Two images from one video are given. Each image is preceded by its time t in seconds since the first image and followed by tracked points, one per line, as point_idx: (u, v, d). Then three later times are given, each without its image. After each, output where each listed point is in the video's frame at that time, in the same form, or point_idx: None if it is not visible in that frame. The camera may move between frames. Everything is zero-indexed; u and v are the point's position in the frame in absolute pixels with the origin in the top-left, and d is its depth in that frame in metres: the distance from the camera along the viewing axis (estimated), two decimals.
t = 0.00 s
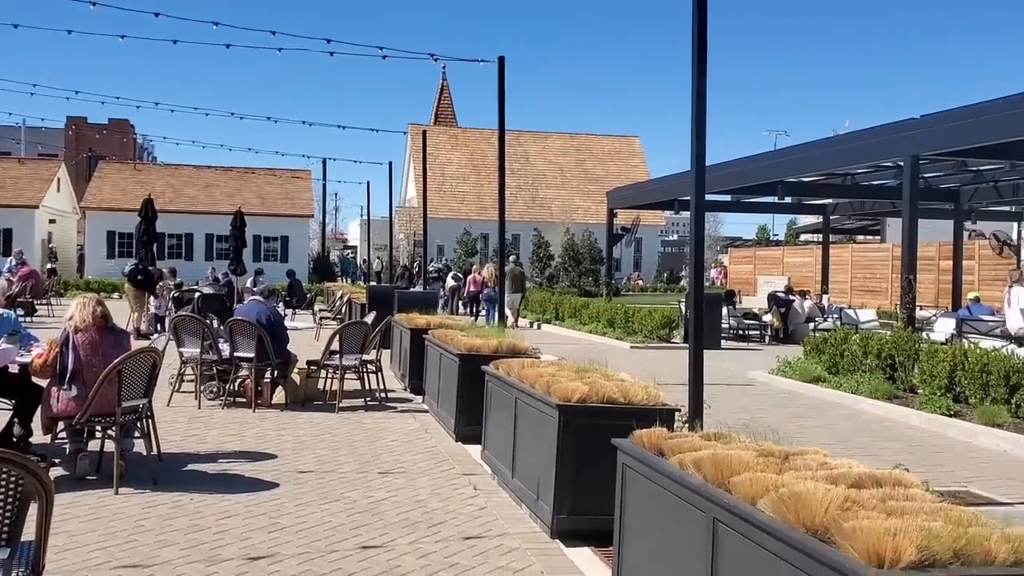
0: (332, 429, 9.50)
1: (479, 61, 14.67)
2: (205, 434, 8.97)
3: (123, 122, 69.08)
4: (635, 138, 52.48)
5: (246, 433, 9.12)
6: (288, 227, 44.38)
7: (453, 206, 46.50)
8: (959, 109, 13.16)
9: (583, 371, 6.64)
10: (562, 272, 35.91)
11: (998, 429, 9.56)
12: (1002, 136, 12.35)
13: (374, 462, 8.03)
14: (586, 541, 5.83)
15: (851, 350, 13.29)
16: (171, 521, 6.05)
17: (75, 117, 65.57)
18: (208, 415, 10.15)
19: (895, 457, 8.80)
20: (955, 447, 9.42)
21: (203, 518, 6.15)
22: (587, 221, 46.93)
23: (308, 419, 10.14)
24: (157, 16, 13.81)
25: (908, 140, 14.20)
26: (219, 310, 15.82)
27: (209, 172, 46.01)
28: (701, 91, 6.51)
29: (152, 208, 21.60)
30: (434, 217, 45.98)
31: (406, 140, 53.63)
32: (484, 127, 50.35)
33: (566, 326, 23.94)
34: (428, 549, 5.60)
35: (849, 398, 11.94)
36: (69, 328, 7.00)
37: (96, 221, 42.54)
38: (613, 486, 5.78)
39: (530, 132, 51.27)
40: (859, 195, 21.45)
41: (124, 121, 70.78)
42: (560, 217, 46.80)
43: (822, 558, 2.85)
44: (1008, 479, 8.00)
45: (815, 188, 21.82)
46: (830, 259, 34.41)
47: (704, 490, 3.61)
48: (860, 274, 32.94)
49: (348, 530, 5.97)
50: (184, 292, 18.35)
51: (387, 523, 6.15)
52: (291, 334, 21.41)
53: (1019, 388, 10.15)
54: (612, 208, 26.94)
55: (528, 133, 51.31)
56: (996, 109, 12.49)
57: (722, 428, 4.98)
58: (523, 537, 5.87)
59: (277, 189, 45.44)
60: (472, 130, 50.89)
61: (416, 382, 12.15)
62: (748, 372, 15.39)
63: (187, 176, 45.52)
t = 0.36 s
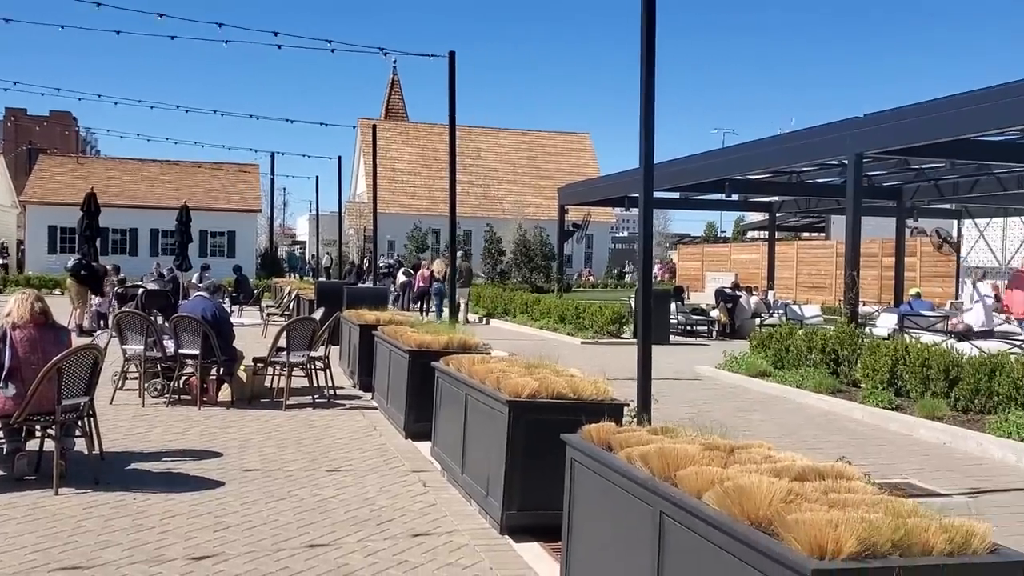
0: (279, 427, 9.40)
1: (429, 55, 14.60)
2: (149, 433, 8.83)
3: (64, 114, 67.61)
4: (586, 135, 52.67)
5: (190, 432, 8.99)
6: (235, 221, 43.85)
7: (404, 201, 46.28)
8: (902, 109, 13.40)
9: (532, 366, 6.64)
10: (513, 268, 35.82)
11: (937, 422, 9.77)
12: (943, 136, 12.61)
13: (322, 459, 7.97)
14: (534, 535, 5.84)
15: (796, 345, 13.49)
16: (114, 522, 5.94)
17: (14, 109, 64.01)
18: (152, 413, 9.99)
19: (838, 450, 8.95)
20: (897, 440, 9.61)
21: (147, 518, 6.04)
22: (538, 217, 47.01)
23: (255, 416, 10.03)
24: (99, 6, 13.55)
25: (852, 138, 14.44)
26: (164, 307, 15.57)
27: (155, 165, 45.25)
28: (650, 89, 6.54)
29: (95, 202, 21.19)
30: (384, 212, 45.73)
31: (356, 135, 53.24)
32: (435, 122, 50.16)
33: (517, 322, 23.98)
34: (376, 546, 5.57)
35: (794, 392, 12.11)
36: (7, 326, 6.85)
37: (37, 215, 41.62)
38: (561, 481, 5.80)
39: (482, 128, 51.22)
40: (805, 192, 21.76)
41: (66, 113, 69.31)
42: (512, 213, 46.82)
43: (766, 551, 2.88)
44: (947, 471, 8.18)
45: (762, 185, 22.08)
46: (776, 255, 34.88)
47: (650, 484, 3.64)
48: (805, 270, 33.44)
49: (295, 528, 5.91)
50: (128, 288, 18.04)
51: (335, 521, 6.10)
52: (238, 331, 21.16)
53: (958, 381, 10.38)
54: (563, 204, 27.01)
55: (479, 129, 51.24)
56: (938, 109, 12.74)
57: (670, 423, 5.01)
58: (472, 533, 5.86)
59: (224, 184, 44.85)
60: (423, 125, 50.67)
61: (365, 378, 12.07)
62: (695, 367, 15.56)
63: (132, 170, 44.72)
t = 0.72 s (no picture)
0: (229, 425, 9.29)
1: (383, 50, 14.52)
2: (95, 431, 8.67)
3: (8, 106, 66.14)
4: (540, 132, 52.79)
5: (138, 430, 8.84)
6: (185, 216, 43.27)
7: (357, 196, 45.99)
8: (850, 107, 13.59)
9: (486, 363, 6.63)
10: (467, 264, 35.63)
11: (883, 415, 9.96)
12: (890, 134, 12.82)
13: (273, 458, 7.88)
14: (487, 532, 5.84)
15: (746, 341, 13.65)
16: (58, 523, 5.82)
17: None
18: (98, 411, 9.81)
19: (787, 444, 9.08)
20: (844, 433, 9.77)
21: (92, 518, 5.93)
22: (492, 214, 47.01)
23: (205, 414, 9.90)
24: None
25: (801, 136, 14.63)
26: (110, 303, 15.31)
27: (102, 159, 44.44)
28: (603, 86, 6.56)
29: (39, 196, 20.76)
30: (337, 207, 45.40)
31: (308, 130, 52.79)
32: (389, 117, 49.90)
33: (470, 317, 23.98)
34: (327, 545, 5.52)
35: (744, 386, 12.26)
36: None
37: None
38: (515, 477, 5.80)
39: (436, 124, 51.10)
40: (755, 190, 22.00)
41: (9, 105, 67.81)
42: (466, 209, 46.74)
43: (715, 544, 2.91)
44: (892, 463, 8.34)
45: (714, 182, 22.28)
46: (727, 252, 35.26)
47: (602, 478, 3.65)
48: (755, 267, 33.87)
49: (245, 527, 5.85)
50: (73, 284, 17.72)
51: (286, 519, 6.05)
52: (187, 328, 20.87)
53: (903, 375, 10.57)
54: (518, 201, 27.02)
55: (434, 125, 51.12)
56: (885, 109, 12.96)
57: (622, 418, 5.03)
58: (424, 530, 5.84)
59: (173, 178, 44.21)
60: (377, 120, 50.37)
61: (317, 375, 11.97)
62: (647, 362, 15.67)
63: (78, 163, 43.88)
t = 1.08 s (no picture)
0: (180, 423, 9.16)
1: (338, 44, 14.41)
2: (42, 430, 8.51)
3: None
4: (497, 128, 52.74)
5: (86, 428, 8.69)
6: (136, 211, 42.60)
7: (312, 191, 45.61)
8: (802, 106, 13.75)
9: (441, 359, 6.61)
10: (424, 261, 35.39)
11: (833, 411, 10.11)
12: (842, 133, 12.99)
13: (225, 456, 7.79)
14: (442, 529, 5.82)
15: (700, 337, 13.77)
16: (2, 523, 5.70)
17: None
18: (45, 409, 9.62)
19: (739, 439, 9.17)
20: (795, 428, 9.90)
21: (38, 518, 5.82)
22: (449, 210, 46.87)
23: (155, 412, 9.76)
24: None
25: (754, 135, 14.79)
26: (58, 299, 15.03)
27: (50, 152, 43.59)
28: (560, 83, 6.57)
29: None
30: (292, 203, 44.97)
31: (261, 124, 52.21)
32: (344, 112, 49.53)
33: (427, 314, 23.89)
34: (280, 544, 5.47)
35: (698, 382, 12.36)
36: None
37: None
38: (470, 473, 5.79)
39: (392, 119, 50.82)
40: (710, 188, 22.20)
41: None
42: (423, 205, 46.52)
43: (669, 539, 2.92)
44: (842, 458, 8.47)
45: (669, 180, 22.43)
46: (681, 250, 35.52)
47: (556, 475, 3.66)
48: (709, 264, 34.15)
49: (195, 526, 5.77)
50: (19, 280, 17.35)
51: (238, 518, 5.98)
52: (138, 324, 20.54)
53: (853, 370, 10.73)
54: (475, 197, 26.97)
55: (390, 121, 50.84)
56: (837, 108, 13.13)
57: (577, 415, 5.05)
58: (378, 528, 5.81)
59: (124, 172, 43.49)
60: (332, 115, 49.97)
61: (270, 372, 11.85)
62: (603, 358, 15.73)
63: (26, 156, 43.00)
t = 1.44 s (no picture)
0: (137, 423, 9.04)
1: (300, 40, 14.31)
2: None
3: None
4: (460, 126, 52.64)
5: (40, 429, 8.54)
6: (93, 208, 42.00)
7: (272, 188, 45.22)
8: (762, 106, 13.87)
9: (403, 357, 6.58)
10: (387, 258, 35.14)
11: (792, 408, 10.22)
12: (802, 134, 13.12)
13: (182, 456, 7.69)
14: (403, 528, 5.80)
15: (661, 335, 13.85)
16: None
17: None
18: None
19: (699, 436, 9.23)
20: (754, 425, 9.99)
21: None
22: (412, 208, 46.69)
23: (111, 412, 9.62)
24: None
25: (715, 135, 14.90)
26: (12, 297, 14.77)
27: (4, 147, 42.80)
28: (522, 81, 6.57)
29: None
30: (252, 200, 44.56)
31: (222, 120, 51.67)
32: (306, 109, 49.17)
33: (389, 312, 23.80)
34: (238, 545, 5.42)
35: (659, 379, 12.43)
36: None
37: None
38: (430, 472, 5.77)
39: (354, 116, 50.55)
40: (672, 187, 22.36)
41: None
42: (385, 202, 46.27)
43: (629, 537, 2.93)
44: (800, 454, 8.56)
45: (631, 179, 22.53)
46: (643, 248, 35.69)
47: (517, 473, 3.65)
48: (671, 263, 34.35)
49: (152, 527, 5.70)
50: None
51: (196, 518, 5.91)
52: (94, 323, 20.23)
53: (811, 368, 10.85)
54: (437, 195, 26.90)
55: (352, 118, 50.56)
56: (797, 109, 13.24)
57: (538, 412, 5.04)
58: (338, 528, 5.78)
59: (80, 168, 42.83)
60: (294, 111, 49.59)
61: (229, 371, 11.73)
62: (566, 356, 15.77)
63: None
